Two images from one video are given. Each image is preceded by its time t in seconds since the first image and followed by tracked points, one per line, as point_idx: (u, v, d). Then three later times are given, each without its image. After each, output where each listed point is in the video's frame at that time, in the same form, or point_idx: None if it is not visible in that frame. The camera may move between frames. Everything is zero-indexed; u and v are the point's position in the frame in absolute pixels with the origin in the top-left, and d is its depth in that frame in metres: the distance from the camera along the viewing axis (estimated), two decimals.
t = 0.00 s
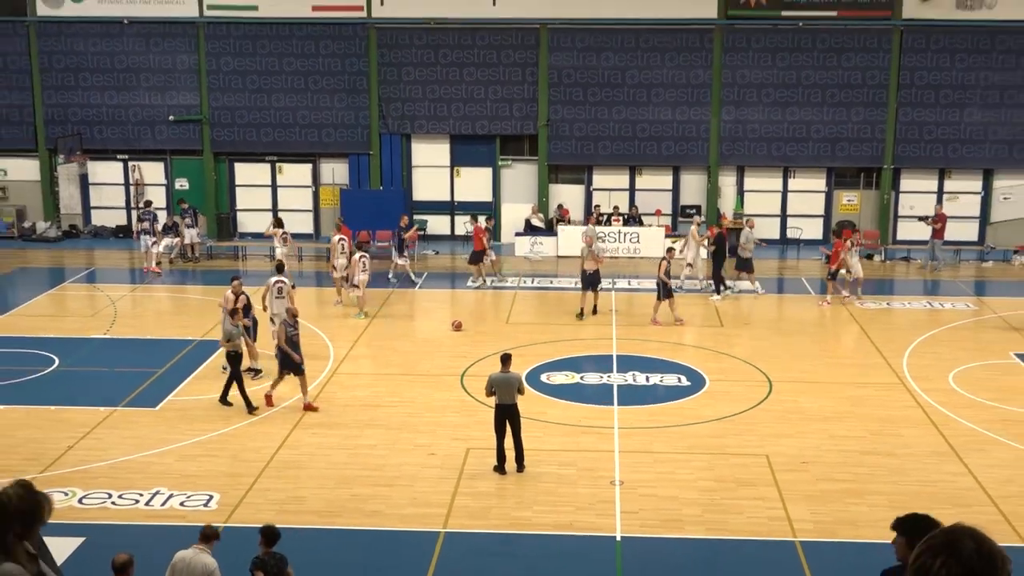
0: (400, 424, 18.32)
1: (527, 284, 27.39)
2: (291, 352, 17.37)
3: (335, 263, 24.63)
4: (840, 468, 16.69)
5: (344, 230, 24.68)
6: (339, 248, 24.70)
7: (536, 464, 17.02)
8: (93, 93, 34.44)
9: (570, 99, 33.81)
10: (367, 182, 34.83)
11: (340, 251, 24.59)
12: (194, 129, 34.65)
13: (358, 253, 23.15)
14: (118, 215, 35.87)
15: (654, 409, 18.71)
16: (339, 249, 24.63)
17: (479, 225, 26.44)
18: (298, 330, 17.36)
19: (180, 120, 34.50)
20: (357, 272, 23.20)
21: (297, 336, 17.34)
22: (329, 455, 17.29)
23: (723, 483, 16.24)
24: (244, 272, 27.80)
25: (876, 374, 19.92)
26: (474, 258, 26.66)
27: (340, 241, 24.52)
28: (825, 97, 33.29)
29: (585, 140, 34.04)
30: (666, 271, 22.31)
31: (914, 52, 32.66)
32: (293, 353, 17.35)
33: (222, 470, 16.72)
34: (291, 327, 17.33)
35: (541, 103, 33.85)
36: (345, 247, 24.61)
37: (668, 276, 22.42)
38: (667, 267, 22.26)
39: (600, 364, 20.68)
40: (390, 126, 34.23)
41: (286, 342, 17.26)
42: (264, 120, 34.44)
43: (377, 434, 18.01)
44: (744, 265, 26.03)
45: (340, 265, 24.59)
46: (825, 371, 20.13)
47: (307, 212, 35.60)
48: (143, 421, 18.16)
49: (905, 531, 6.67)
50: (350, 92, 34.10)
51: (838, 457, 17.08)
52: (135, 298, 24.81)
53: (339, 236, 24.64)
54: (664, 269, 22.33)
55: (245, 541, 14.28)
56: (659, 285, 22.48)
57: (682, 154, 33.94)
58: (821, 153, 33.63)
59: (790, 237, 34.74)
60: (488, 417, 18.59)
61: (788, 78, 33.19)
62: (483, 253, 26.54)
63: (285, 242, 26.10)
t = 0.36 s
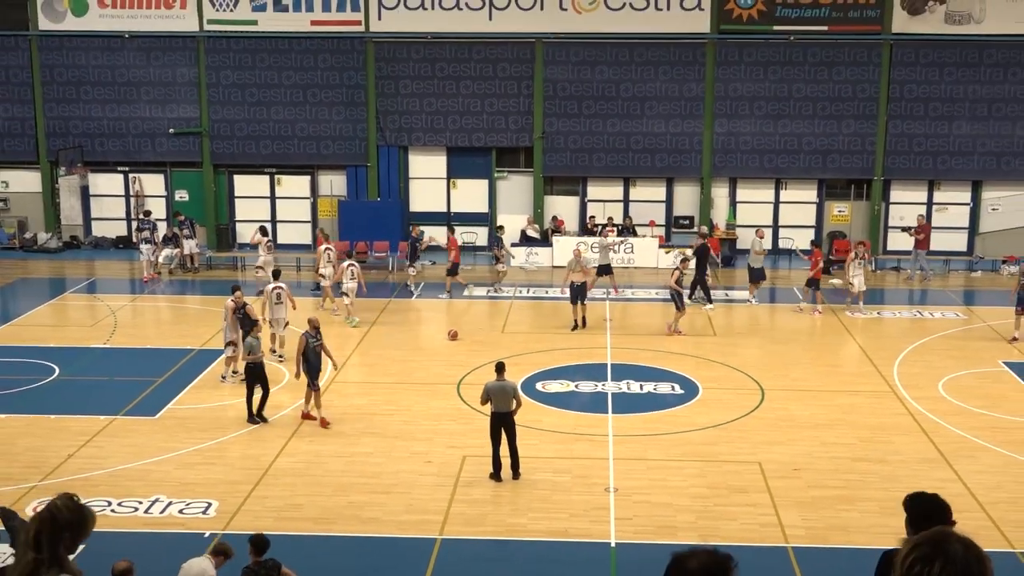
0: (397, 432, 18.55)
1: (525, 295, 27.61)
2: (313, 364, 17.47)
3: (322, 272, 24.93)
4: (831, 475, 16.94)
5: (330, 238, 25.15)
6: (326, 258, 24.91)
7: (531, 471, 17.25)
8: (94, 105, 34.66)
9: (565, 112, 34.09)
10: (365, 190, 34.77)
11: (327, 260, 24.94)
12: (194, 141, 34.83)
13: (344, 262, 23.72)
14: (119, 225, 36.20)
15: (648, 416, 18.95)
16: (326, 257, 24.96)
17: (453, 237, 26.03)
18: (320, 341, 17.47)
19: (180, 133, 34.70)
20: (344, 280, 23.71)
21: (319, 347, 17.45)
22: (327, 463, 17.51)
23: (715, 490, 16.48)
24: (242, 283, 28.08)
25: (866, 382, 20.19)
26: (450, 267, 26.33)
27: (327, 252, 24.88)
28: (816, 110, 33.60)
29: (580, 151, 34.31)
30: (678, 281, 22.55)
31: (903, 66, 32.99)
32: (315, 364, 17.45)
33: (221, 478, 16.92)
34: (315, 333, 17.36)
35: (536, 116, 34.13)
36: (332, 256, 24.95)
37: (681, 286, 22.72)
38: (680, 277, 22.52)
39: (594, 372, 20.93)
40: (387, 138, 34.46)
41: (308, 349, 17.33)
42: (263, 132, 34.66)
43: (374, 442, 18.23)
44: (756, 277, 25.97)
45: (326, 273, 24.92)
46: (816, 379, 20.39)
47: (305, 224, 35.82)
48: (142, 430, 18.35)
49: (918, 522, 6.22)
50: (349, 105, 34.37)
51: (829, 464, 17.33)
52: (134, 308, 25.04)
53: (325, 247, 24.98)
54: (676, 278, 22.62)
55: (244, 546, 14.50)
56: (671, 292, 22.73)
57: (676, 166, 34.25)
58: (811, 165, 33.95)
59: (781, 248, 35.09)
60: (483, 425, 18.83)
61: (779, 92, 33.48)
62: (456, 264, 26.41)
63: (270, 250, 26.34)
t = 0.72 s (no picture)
0: (378, 445, 17.84)
1: (510, 301, 26.93)
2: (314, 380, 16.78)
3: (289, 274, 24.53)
4: (829, 488, 16.29)
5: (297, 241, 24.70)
6: (294, 258, 24.58)
7: (517, 485, 16.54)
8: (62, 106, 33.96)
9: (552, 112, 33.47)
10: (345, 195, 34.31)
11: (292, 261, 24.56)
12: (166, 142, 34.11)
13: (315, 265, 22.93)
14: (88, 231, 35.42)
15: (639, 428, 18.28)
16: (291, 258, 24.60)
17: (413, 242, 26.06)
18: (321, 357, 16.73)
19: (152, 134, 34.00)
20: (316, 284, 23.07)
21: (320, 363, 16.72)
22: (304, 478, 16.78)
23: (709, 503, 15.80)
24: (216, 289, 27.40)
25: (864, 391, 19.55)
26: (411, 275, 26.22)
27: (293, 253, 24.53)
28: (810, 110, 33.04)
29: (566, 153, 33.69)
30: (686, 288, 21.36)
31: (900, 65, 32.51)
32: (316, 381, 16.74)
33: (194, 494, 16.18)
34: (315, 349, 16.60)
35: (521, 117, 33.51)
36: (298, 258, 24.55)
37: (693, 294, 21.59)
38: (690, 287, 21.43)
39: (582, 381, 20.27)
40: (367, 140, 33.80)
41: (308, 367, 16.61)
42: (237, 133, 33.92)
43: (353, 455, 17.52)
44: (767, 283, 25.37)
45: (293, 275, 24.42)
46: (813, 388, 19.74)
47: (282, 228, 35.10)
48: (112, 444, 17.61)
49: (927, 529, 6.12)
50: (326, 105, 33.68)
51: (827, 476, 16.67)
52: (103, 315, 24.32)
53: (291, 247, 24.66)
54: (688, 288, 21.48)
55: (215, 564, 13.78)
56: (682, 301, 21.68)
57: (666, 168, 33.67)
58: (805, 166, 33.37)
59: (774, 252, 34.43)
60: (467, 437, 18.13)
61: (772, 91, 32.90)
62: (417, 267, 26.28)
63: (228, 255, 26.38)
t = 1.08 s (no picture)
0: (361, 461, 16.64)
1: (501, 308, 25.73)
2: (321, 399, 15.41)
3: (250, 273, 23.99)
4: (845, 507, 15.09)
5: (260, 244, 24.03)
6: (256, 260, 24.17)
7: (509, 504, 15.34)
8: (20, 98, 32.59)
9: (548, 104, 32.26)
10: (325, 192, 32.96)
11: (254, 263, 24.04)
12: (133, 136, 32.78)
13: (285, 266, 22.39)
14: (48, 232, 33.92)
15: (640, 443, 17.07)
16: (253, 261, 24.04)
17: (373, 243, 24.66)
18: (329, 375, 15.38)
19: (117, 127, 32.64)
20: (286, 285, 22.42)
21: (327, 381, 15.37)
22: (279, 497, 15.57)
23: (716, 525, 14.58)
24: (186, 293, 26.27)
25: (880, 404, 18.36)
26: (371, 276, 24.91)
27: (253, 254, 24.14)
28: (824, 102, 31.83)
29: (564, 149, 32.48)
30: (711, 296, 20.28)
31: (921, 54, 31.40)
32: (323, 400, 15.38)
33: (161, 514, 14.97)
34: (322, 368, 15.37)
35: (515, 110, 32.29)
36: (259, 260, 24.16)
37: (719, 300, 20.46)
38: (716, 291, 20.33)
39: (578, 393, 19.09)
40: (349, 134, 32.61)
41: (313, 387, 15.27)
42: (211, 127, 32.68)
43: (334, 472, 16.32)
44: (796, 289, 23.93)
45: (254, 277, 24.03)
46: (826, 401, 18.55)
47: (259, 228, 33.78)
48: (75, 460, 16.39)
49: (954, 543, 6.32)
50: (306, 96, 32.46)
51: (843, 495, 15.48)
52: (64, 322, 23.13)
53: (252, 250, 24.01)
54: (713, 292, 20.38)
55: None
56: (708, 307, 20.56)
57: (670, 164, 32.41)
58: (819, 163, 32.16)
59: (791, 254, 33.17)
60: (456, 452, 16.94)
61: (783, 83, 31.76)
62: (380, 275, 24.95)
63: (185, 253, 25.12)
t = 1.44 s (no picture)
0: (345, 476, 15.49)
1: (494, 312, 24.56)
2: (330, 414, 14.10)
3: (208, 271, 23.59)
4: (864, 525, 13.94)
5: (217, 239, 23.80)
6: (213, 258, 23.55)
7: (505, 521, 14.17)
8: None
9: (545, 93, 31.07)
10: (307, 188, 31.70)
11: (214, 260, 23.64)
12: (100, 127, 31.48)
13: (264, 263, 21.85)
14: (9, 229, 32.50)
15: (645, 456, 15.92)
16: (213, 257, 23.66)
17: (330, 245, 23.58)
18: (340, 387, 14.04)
19: (82, 117, 31.37)
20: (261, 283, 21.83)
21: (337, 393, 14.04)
22: (257, 514, 14.43)
23: (726, 545, 13.43)
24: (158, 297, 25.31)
25: (901, 414, 17.25)
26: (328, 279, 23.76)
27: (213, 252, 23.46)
28: (843, 91, 30.65)
29: (563, 140, 31.27)
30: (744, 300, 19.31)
31: (947, 40, 30.23)
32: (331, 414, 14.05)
33: (130, 533, 13.80)
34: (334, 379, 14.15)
35: (511, 99, 31.10)
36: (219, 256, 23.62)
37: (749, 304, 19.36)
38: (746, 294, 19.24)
39: (577, 403, 17.96)
40: (332, 125, 31.42)
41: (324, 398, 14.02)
42: (183, 117, 31.33)
43: (316, 488, 15.17)
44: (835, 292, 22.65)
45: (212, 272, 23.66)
46: (843, 412, 17.41)
47: (236, 226, 32.44)
48: (37, 475, 15.23)
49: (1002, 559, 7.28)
50: (285, 84, 31.19)
51: (864, 512, 14.32)
52: (26, 327, 22.04)
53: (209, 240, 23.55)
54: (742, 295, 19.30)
55: None
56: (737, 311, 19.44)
57: (677, 157, 31.27)
58: (837, 156, 30.99)
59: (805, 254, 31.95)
60: (448, 466, 15.81)
61: (799, 70, 30.61)
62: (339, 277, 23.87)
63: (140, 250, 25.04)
